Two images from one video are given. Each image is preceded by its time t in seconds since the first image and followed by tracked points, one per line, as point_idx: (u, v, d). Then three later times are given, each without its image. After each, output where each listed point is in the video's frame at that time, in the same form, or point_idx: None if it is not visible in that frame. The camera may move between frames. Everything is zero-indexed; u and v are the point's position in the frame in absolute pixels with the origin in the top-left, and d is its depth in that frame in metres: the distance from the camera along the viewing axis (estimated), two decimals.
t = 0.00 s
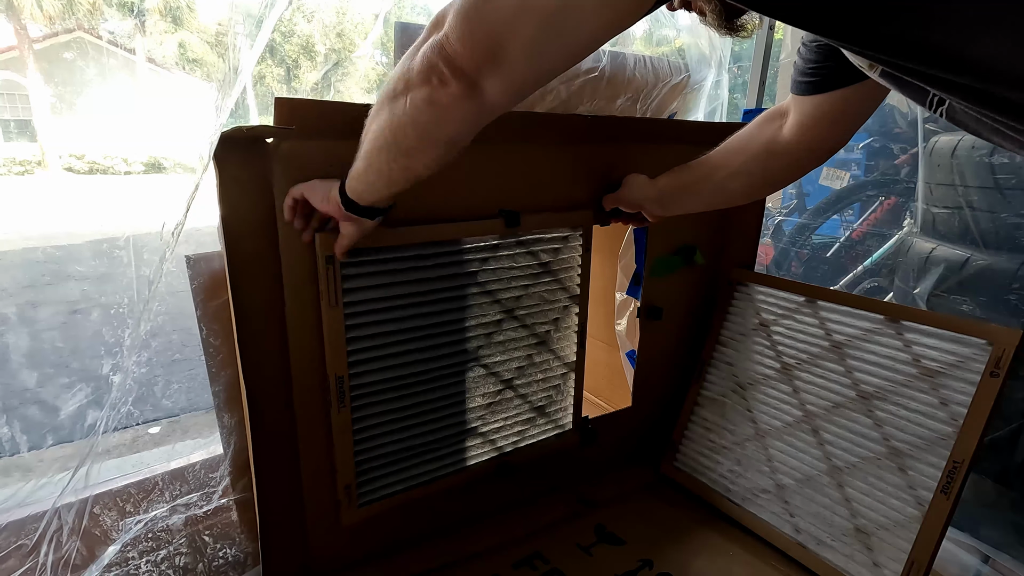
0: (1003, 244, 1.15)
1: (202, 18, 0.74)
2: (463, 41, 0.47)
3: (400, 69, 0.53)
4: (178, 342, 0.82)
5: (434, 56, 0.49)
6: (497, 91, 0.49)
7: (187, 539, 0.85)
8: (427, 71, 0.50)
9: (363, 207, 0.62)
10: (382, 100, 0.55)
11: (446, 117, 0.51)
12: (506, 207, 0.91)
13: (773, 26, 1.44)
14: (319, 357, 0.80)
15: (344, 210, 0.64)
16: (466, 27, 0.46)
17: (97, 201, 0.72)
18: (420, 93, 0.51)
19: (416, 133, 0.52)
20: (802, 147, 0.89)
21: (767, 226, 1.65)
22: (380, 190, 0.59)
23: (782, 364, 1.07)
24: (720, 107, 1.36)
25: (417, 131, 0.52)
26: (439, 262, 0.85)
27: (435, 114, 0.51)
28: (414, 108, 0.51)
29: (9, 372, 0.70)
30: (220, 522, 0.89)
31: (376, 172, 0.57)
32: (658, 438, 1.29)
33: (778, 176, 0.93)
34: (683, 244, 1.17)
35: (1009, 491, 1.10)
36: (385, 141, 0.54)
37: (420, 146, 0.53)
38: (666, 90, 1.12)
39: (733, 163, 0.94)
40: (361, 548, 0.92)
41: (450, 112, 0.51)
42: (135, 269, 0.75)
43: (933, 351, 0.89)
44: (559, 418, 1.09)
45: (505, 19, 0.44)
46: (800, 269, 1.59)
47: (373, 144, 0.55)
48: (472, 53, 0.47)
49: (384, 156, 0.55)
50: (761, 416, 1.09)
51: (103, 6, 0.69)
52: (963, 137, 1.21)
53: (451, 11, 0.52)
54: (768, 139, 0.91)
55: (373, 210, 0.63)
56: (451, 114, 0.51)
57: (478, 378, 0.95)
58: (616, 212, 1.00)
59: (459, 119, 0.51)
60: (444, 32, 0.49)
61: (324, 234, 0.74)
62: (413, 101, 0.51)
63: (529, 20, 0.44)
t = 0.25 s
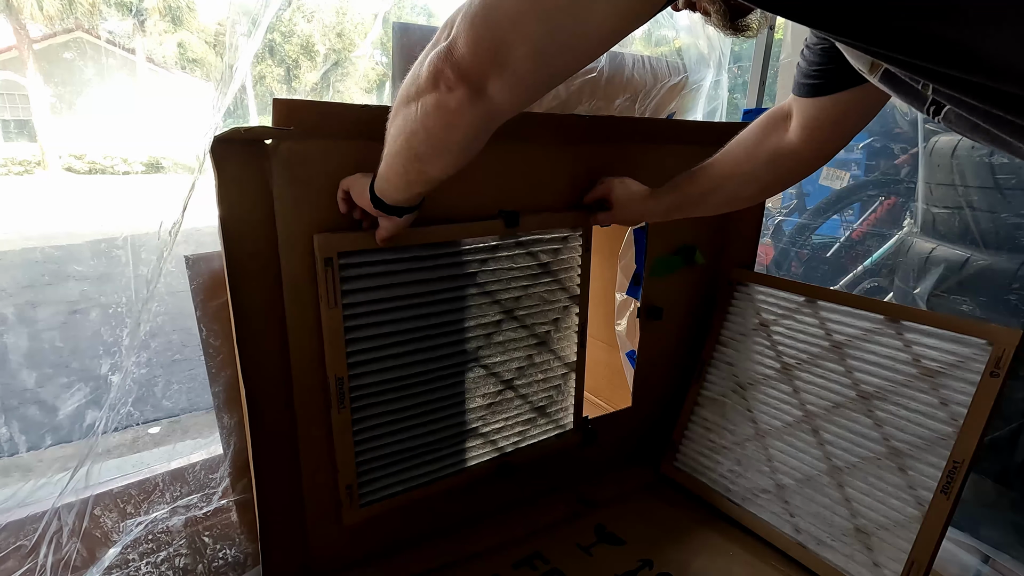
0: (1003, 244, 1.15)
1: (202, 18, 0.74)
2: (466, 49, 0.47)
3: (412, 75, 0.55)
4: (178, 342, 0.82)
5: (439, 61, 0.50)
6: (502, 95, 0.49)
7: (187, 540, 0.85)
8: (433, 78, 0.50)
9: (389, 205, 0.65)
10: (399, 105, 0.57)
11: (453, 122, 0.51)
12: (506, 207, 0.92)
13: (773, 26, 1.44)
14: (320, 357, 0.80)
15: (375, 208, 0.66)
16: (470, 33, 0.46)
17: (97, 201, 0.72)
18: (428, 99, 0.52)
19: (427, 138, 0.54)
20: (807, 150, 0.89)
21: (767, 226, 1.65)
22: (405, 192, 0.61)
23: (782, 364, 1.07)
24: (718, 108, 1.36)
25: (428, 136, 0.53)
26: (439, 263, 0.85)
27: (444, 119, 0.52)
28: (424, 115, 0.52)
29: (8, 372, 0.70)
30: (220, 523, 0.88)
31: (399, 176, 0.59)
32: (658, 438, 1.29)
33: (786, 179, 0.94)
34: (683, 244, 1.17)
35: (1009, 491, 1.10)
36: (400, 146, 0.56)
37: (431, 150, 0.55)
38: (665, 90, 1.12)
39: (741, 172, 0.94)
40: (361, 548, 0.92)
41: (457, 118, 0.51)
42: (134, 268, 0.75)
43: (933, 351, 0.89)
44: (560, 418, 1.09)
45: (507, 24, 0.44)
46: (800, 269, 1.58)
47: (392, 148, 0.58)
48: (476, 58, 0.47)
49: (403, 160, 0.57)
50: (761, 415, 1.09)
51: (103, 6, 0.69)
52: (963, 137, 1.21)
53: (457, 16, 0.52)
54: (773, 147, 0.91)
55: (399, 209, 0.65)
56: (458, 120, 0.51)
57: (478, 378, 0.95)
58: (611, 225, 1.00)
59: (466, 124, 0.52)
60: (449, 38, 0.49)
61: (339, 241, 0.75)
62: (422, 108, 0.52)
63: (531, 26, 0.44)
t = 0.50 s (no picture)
0: (1003, 244, 1.15)
1: (201, 18, 0.74)
2: (473, 44, 0.47)
3: (418, 74, 0.55)
4: (178, 342, 0.82)
5: (445, 58, 0.50)
6: (506, 91, 0.49)
7: (187, 540, 0.85)
8: (439, 74, 0.51)
9: (384, 208, 0.65)
10: (404, 102, 0.57)
11: (457, 118, 0.51)
12: (506, 207, 0.92)
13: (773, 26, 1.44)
14: (319, 357, 0.80)
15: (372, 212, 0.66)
16: (475, 30, 0.46)
17: (97, 201, 0.72)
18: (433, 94, 0.52)
19: (431, 135, 0.53)
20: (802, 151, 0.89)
21: (767, 226, 1.65)
22: (406, 188, 0.61)
23: (782, 364, 1.07)
24: (718, 108, 1.35)
25: (434, 132, 0.53)
26: (439, 264, 0.85)
27: (447, 115, 0.52)
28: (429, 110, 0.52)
29: (9, 372, 0.70)
30: (220, 523, 0.88)
31: (400, 173, 0.59)
32: (658, 438, 1.29)
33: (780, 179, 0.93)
34: (683, 244, 1.17)
35: (1010, 491, 1.10)
36: (403, 144, 0.56)
37: (435, 146, 0.54)
38: (663, 91, 1.12)
39: (735, 171, 0.93)
40: (360, 548, 0.92)
41: (461, 113, 0.51)
42: (133, 267, 0.75)
43: (932, 351, 0.89)
44: (560, 419, 1.09)
45: (513, 22, 0.44)
46: (800, 269, 1.58)
47: (395, 144, 0.57)
48: (482, 54, 0.47)
49: (404, 156, 0.57)
50: (761, 415, 1.09)
51: (103, 6, 0.69)
52: (963, 137, 1.21)
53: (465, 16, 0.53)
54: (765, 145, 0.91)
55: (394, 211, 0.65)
56: (463, 115, 0.51)
57: (478, 379, 0.95)
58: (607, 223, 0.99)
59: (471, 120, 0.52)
60: (456, 36, 0.50)
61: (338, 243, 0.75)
62: (427, 104, 0.52)
63: (537, 24, 0.44)
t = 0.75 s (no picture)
0: (1003, 245, 1.15)
1: (201, 17, 0.74)
2: (485, 49, 0.47)
3: (425, 75, 0.55)
4: (178, 342, 0.82)
5: (455, 62, 0.49)
6: (516, 95, 0.49)
7: (187, 539, 0.85)
8: (448, 77, 0.50)
9: (386, 208, 0.64)
10: (409, 104, 0.56)
11: (465, 121, 0.51)
12: (506, 207, 0.92)
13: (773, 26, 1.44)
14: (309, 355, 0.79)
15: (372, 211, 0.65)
16: (486, 34, 0.46)
17: (96, 201, 0.72)
18: (441, 97, 0.51)
19: (438, 138, 0.53)
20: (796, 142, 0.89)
21: (767, 226, 1.65)
22: (411, 190, 0.61)
23: (782, 364, 1.07)
24: (718, 108, 1.35)
25: (442, 136, 0.53)
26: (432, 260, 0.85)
27: (456, 118, 0.51)
28: (437, 113, 0.52)
29: (11, 369, 0.70)
30: (219, 522, 0.89)
31: (405, 175, 0.58)
32: (658, 437, 1.29)
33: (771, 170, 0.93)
34: (683, 243, 1.17)
35: (1010, 491, 1.10)
36: (409, 146, 0.55)
37: (443, 149, 0.54)
38: (659, 91, 1.12)
39: (724, 158, 0.93)
40: (360, 548, 0.92)
41: (471, 117, 0.51)
42: (128, 261, 0.74)
43: (933, 351, 0.89)
44: (552, 421, 1.09)
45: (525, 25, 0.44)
46: (800, 269, 1.58)
47: (401, 146, 0.57)
48: (492, 57, 0.47)
49: (410, 158, 0.56)
50: (761, 415, 1.09)
51: (102, 6, 0.69)
52: (963, 137, 1.21)
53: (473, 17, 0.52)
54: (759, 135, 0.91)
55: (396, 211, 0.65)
56: (472, 119, 0.51)
57: (471, 379, 0.95)
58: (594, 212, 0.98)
59: (480, 123, 0.51)
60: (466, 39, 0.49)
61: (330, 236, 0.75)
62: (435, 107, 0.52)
63: (549, 29, 0.44)
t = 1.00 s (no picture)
0: (1003, 245, 1.15)
1: (201, 18, 0.74)
2: (471, 20, 0.46)
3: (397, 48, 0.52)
4: (178, 341, 0.82)
5: (436, 32, 0.48)
6: (500, 70, 0.48)
7: (186, 539, 0.85)
8: (429, 49, 0.48)
9: (352, 191, 0.61)
10: (379, 79, 0.54)
11: (446, 95, 0.49)
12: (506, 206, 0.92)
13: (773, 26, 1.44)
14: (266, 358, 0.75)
15: (335, 195, 0.62)
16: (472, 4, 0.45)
17: (96, 201, 0.72)
18: (419, 69, 0.49)
19: (415, 113, 0.51)
20: (794, 143, 0.89)
21: (767, 226, 1.64)
22: (378, 173, 0.58)
23: (782, 364, 1.07)
24: (718, 108, 1.35)
25: (422, 112, 0.51)
26: (396, 261, 0.79)
27: (436, 92, 0.49)
28: (416, 86, 0.50)
29: (7, 364, 0.70)
30: (220, 522, 0.88)
31: (376, 155, 0.55)
32: (658, 437, 1.29)
33: (767, 169, 0.93)
34: (683, 243, 1.17)
35: (1010, 490, 1.10)
36: (380, 122, 0.53)
37: (421, 126, 0.52)
38: (664, 90, 1.12)
39: (722, 157, 0.93)
40: (359, 548, 0.92)
41: (454, 91, 0.49)
42: (125, 259, 0.75)
43: (933, 351, 0.89)
44: (521, 431, 1.03)
45: None
46: (800, 269, 1.58)
47: (371, 122, 0.54)
48: (477, 29, 0.46)
49: (382, 136, 0.53)
50: (761, 415, 1.09)
51: (102, 6, 0.69)
52: (963, 136, 1.22)
53: None
54: (756, 133, 0.91)
55: (364, 196, 0.62)
56: (455, 93, 0.49)
57: (438, 388, 0.89)
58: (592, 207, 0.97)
59: (463, 100, 0.50)
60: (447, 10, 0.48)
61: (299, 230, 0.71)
62: (412, 80, 0.50)
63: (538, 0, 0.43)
